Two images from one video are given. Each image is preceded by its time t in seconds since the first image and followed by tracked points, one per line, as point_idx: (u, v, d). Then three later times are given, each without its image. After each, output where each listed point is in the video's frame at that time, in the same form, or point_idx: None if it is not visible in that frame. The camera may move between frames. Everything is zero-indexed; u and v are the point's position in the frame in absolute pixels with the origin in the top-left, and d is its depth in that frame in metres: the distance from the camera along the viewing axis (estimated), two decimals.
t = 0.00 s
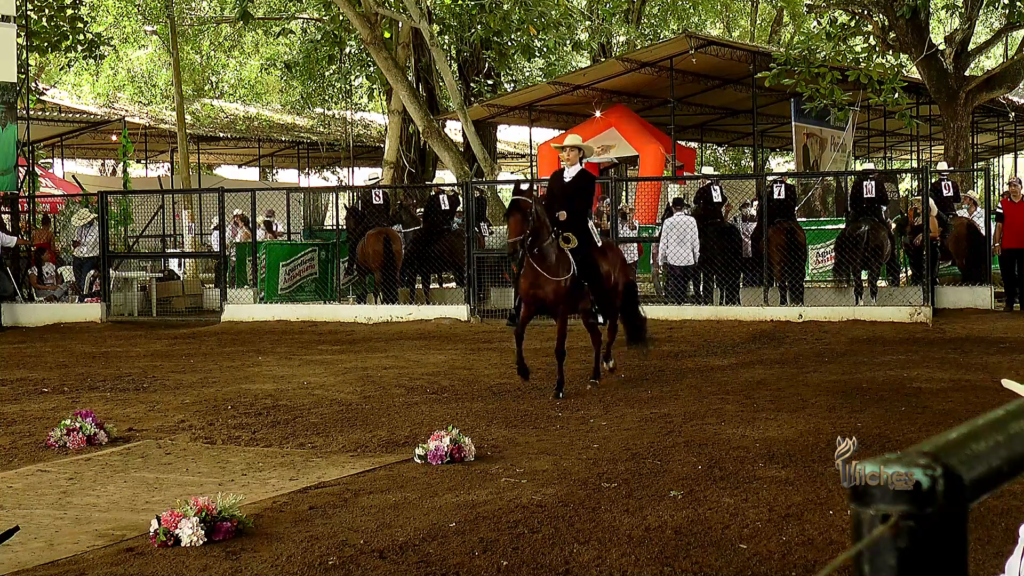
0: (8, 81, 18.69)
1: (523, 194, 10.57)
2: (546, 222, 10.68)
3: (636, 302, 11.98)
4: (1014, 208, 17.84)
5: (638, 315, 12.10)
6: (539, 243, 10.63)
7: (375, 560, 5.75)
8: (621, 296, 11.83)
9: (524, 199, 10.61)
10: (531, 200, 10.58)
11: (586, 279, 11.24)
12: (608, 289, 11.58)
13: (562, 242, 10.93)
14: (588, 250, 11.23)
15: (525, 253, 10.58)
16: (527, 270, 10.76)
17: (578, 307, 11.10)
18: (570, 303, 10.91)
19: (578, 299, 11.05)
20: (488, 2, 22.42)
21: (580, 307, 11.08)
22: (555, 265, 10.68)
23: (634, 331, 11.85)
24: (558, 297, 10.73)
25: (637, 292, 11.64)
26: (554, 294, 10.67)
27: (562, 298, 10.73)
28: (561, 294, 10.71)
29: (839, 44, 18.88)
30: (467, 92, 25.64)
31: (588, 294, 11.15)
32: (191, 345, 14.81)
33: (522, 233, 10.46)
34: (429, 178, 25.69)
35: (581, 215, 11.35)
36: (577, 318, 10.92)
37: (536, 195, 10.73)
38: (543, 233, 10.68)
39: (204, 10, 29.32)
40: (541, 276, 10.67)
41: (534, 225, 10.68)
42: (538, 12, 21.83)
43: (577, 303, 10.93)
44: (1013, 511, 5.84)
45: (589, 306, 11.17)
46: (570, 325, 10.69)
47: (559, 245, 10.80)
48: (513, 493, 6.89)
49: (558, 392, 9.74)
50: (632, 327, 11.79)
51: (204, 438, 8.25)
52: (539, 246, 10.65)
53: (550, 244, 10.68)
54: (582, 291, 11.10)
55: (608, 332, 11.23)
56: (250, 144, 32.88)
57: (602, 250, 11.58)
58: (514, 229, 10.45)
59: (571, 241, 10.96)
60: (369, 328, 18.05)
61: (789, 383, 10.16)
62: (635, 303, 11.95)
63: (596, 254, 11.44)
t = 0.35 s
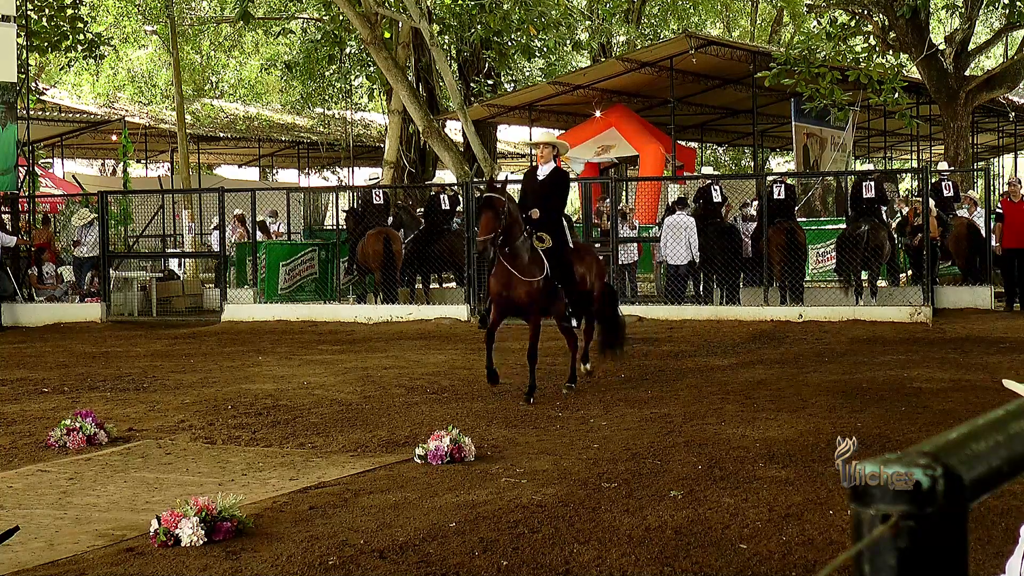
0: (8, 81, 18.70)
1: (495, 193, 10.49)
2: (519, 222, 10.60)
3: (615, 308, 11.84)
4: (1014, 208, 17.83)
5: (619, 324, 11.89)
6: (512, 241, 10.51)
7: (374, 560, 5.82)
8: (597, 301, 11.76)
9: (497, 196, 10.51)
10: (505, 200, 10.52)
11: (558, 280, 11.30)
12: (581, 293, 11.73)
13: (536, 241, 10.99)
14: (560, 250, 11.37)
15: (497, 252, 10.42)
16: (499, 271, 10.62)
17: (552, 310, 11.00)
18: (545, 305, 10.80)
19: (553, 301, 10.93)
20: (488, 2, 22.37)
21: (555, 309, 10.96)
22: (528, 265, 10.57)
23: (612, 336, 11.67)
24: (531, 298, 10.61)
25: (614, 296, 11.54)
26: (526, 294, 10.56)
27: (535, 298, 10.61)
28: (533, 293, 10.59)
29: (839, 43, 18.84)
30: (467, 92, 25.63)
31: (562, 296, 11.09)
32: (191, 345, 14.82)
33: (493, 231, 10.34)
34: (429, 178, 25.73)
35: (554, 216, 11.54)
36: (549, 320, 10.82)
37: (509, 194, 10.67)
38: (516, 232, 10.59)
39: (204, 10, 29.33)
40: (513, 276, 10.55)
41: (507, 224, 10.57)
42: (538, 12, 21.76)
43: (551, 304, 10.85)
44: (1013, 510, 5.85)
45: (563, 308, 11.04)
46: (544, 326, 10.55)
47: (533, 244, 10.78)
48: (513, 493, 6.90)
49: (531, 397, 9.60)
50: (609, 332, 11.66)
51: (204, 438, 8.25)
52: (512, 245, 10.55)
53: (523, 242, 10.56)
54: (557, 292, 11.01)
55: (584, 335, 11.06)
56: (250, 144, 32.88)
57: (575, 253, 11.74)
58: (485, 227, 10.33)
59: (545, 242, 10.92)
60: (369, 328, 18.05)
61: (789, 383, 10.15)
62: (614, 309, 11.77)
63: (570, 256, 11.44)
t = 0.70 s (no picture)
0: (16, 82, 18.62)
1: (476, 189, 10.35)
2: (502, 218, 10.39)
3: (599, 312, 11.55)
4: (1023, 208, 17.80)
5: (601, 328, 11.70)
6: (492, 238, 10.30)
7: (382, 560, 5.87)
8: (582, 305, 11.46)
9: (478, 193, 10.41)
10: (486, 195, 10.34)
11: (543, 283, 10.76)
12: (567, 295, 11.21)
13: (518, 242, 10.51)
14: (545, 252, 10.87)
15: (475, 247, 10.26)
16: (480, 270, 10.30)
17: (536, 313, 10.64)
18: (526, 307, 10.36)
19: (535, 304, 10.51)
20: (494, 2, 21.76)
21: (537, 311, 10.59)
22: (508, 264, 10.20)
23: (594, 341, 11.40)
24: (512, 299, 10.19)
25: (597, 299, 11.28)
26: (506, 295, 10.15)
27: (516, 299, 10.19)
28: (513, 294, 10.18)
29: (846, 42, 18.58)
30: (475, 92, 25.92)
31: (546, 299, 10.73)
32: (199, 345, 14.84)
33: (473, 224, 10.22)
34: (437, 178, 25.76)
35: (533, 217, 11.10)
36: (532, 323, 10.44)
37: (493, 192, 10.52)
38: (497, 230, 10.34)
39: (212, 10, 29.35)
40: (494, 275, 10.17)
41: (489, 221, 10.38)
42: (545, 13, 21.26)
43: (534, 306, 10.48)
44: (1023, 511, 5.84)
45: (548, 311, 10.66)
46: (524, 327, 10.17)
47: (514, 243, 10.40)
48: (521, 492, 6.92)
49: (509, 405, 9.17)
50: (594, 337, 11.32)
51: (212, 438, 8.26)
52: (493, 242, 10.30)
53: (503, 240, 10.29)
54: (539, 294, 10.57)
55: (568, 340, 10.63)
56: (258, 144, 32.89)
57: (560, 254, 11.23)
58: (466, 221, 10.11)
59: (527, 242, 10.61)
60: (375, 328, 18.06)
61: (797, 383, 10.14)
62: (597, 314, 11.54)
63: (556, 258, 11.12)
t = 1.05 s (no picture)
0: (43, 80, 18.82)
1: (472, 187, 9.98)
2: (498, 218, 10.05)
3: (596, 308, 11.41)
4: None
5: (600, 326, 11.57)
6: (488, 240, 9.98)
7: (407, 557, 5.90)
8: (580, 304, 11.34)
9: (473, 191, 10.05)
10: (481, 194, 9.98)
11: (541, 283, 10.57)
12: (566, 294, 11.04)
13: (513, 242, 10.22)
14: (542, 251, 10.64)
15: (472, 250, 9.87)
16: (475, 270, 10.10)
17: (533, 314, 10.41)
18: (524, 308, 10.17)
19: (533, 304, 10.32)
20: None
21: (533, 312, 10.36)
22: (503, 266, 9.97)
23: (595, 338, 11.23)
24: (509, 300, 9.99)
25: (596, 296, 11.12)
26: (502, 297, 9.96)
27: (512, 300, 9.99)
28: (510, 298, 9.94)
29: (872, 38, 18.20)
30: (499, 90, 25.76)
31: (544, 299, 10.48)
32: (222, 342, 14.89)
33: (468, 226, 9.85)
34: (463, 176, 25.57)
35: (530, 213, 10.74)
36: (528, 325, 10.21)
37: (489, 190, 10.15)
38: (492, 231, 10.01)
39: (236, 8, 29.34)
40: (490, 277, 9.96)
41: (483, 222, 10.02)
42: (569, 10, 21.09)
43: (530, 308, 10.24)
44: None
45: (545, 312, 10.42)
46: (523, 329, 9.97)
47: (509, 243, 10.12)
48: (546, 490, 6.93)
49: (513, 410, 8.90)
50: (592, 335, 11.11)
51: (237, 435, 8.29)
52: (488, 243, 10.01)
53: (498, 241, 10.01)
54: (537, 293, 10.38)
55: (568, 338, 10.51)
56: (283, 142, 32.85)
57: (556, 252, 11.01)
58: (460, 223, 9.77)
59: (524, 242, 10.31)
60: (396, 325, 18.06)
61: (824, 382, 10.09)
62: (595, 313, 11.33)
63: (553, 256, 10.84)
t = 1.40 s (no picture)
0: (82, 74, 19.00)
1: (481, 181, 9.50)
2: (508, 214, 9.55)
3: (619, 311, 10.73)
4: None
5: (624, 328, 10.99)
6: (497, 236, 9.50)
7: (449, 556, 5.82)
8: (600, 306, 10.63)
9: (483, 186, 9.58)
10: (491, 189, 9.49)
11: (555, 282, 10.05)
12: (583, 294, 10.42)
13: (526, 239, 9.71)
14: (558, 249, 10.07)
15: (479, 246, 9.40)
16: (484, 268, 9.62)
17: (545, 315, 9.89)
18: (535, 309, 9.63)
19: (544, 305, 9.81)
20: None
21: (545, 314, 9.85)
22: (514, 264, 9.44)
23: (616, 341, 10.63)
24: (518, 299, 9.48)
25: (617, 299, 10.49)
26: (511, 297, 9.46)
27: (522, 300, 9.48)
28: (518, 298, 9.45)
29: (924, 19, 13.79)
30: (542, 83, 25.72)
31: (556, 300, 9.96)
32: (262, 339, 14.85)
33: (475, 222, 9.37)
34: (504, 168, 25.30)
35: (547, 209, 10.18)
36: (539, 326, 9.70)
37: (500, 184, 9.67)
38: (502, 227, 9.52)
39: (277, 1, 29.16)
40: (498, 275, 9.47)
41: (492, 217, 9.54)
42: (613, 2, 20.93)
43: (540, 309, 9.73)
44: None
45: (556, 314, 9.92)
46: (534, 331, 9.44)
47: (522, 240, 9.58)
48: (590, 489, 6.83)
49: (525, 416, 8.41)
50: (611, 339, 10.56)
51: (278, 432, 8.22)
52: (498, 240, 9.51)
53: (508, 237, 9.50)
54: (549, 294, 9.86)
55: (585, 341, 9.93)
56: (323, 136, 32.61)
57: (575, 249, 10.41)
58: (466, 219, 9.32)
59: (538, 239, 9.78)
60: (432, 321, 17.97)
61: (874, 380, 9.92)
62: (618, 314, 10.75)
63: (572, 255, 10.30)
